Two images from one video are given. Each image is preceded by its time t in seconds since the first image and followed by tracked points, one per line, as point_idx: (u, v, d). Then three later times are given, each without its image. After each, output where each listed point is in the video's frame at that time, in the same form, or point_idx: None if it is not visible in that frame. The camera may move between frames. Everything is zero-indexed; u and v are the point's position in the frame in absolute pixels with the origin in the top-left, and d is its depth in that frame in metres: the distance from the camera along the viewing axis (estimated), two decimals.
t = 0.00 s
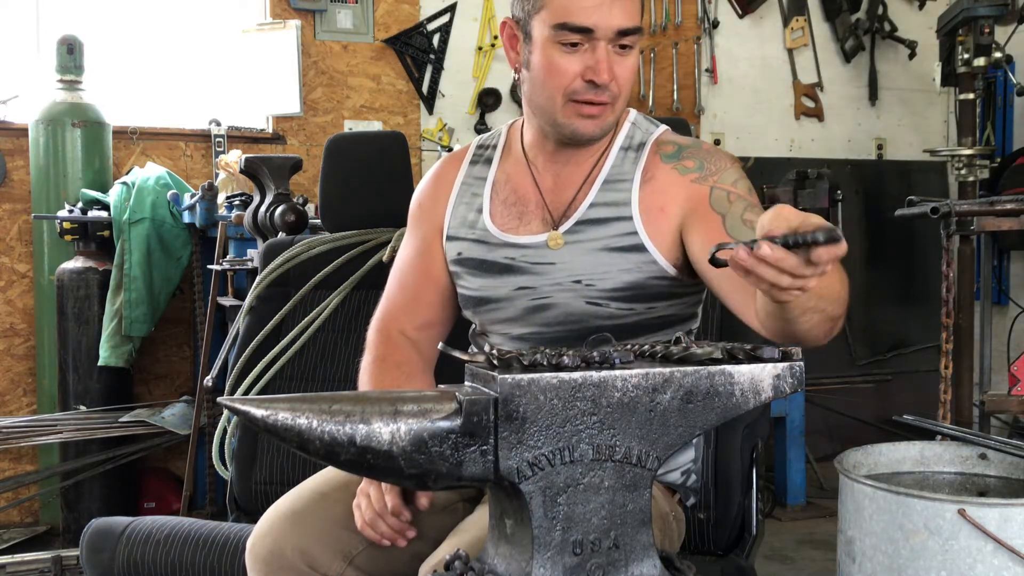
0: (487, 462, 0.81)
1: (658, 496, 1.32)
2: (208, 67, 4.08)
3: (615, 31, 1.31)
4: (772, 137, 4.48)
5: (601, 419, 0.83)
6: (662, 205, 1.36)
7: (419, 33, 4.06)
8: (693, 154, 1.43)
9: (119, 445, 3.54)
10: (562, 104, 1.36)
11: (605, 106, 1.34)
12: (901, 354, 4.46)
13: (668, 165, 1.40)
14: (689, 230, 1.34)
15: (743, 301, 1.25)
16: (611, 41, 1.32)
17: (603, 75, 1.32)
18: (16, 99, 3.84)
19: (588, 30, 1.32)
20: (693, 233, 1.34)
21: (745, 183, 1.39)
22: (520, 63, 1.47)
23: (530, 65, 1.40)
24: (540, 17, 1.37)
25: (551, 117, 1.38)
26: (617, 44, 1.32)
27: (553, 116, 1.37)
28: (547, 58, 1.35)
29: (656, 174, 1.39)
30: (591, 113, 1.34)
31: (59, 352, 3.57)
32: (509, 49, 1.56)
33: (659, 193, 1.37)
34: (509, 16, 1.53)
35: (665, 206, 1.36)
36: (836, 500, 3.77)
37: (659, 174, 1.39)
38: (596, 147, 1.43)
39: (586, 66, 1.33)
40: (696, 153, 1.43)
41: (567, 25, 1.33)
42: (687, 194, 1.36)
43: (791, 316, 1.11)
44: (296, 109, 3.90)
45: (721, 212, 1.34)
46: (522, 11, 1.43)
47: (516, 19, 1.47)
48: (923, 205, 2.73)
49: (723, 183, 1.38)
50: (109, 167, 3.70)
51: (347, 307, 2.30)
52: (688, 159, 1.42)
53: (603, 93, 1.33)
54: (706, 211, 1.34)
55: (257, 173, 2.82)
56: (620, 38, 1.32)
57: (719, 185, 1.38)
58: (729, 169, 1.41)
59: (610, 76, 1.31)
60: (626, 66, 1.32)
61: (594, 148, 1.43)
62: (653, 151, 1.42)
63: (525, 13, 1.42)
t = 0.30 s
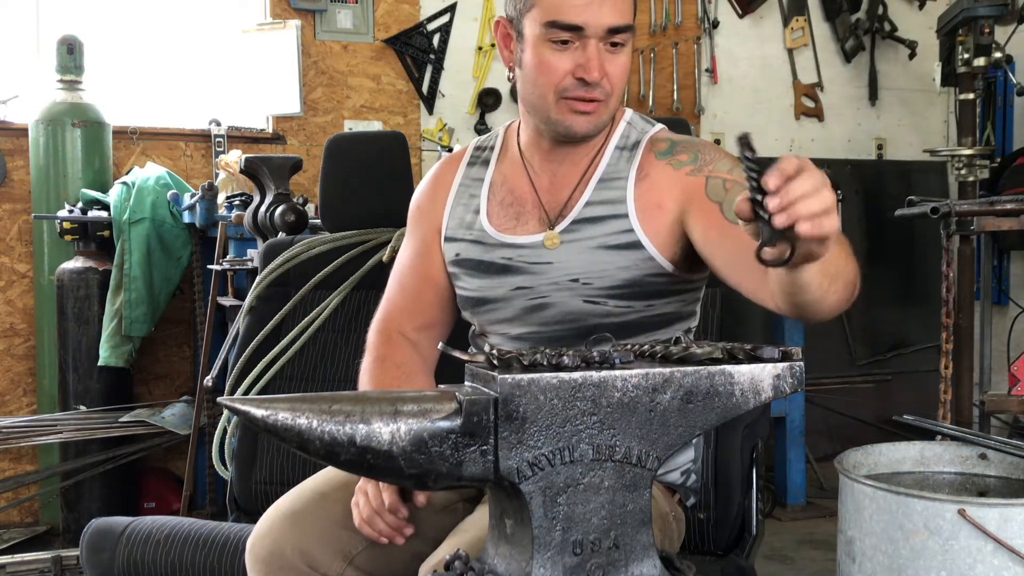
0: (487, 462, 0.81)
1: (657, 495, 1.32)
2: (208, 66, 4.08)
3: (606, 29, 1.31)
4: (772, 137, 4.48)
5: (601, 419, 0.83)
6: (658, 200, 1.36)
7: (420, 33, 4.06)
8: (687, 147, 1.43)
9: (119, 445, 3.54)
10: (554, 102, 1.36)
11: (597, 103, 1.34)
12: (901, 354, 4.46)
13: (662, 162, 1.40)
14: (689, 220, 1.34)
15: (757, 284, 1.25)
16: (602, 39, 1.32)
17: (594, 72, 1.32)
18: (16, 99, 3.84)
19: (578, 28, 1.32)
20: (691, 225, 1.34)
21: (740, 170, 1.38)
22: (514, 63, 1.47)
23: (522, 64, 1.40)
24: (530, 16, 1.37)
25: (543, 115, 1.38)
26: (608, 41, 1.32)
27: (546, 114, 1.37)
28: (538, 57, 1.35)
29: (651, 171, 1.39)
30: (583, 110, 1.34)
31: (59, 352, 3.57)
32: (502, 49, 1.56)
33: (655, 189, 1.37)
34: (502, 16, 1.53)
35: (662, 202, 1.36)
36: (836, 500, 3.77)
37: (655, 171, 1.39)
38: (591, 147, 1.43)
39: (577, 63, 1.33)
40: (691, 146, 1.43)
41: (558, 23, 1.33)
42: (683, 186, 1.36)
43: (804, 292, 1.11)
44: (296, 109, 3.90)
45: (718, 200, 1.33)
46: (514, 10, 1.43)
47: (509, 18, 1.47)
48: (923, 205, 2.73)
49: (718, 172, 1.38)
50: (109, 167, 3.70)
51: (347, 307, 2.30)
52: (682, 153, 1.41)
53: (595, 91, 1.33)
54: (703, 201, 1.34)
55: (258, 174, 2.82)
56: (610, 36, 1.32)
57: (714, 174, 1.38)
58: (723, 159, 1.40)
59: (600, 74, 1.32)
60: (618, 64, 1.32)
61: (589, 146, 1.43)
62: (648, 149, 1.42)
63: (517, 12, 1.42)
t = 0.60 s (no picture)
0: (487, 462, 0.81)
1: (657, 495, 1.32)
2: (208, 67, 4.08)
3: (601, 30, 1.31)
4: (772, 137, 4.48)
5: (601, 419, 0.83)
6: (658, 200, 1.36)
7: (420, 33, 4.06)
8: (686, 145, 1.42)
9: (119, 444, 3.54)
10: (550, 103, 1.36)
11: (593, 105, 1.34)
12: (901, 354, 4.46)
13: (661, 160, 1.40)
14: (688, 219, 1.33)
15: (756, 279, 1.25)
16: (597, 41, 1.32)
17: (589, 74, 1.32)
18: (16, 99, 3.84)
19: (573, 30, 1.32)
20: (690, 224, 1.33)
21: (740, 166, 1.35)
22: (511, 63, 1.47)
23: (518, 64, 1.40)
24: (526, 17, 1.37)
25: (540, 116, 1.38)
26: (603, 43, 1.32)
27: (542, 114, 1.37)
28: (534, 58, 1.35)
29: (650, 170, 1.39)
30: (579, 111, 1.34)
31: (59, 352, 3.57)
32: (500, 50, 1.56)
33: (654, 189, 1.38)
34: (500, 16, 1.53)
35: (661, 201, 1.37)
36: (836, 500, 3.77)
37: (653, 170, 1.39)
38: (588, 148, 1.43)
39: (572, 65, 1.33)
40: (689, 145, 1.43)
41: (553, 24, 1.33)
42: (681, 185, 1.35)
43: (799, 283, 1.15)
44: (296, 109, 3.90)
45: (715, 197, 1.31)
46: (511, 11, 1.44)
47: (507, 19, 1.47)
48: (923, 205, 2.73)
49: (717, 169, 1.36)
50: (109, 167, 3.71)
51: (347, 307, 2.30)
52: (681, 152, 1.41)
53: (590, 92, 1.33)
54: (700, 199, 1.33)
55: (258, 173, 2.82)
56: (605, 38, 1.32)
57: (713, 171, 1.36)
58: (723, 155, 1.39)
59: (595, 75, 1.32)
60: (613, 66, 1.32)
61: (588, 147, 1.42)
62: (646, 149, 1.42)
63: (514, 13, 1.42)
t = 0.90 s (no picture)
0: (487, 462, 0.81)
1: (657, 495, 1.32)
2: (208, 66, 4.08)
3: (588, 32, 1.30)
4: (772, 137, 4.48)
5: (601, 419, 0.83)
6: (654, 206, 1.37)
7: (420, 33, 4.06)
8: (682, 150, 1.42)
9: (119, 444, 3.54)
10: (539, 104, 1.37)
11: (583, 107, 1.35)
12: (901, 354, 4.46)
13: (658, 165, 1.40)
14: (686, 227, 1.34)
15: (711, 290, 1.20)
16: (585, 42, 1.31)
17: (576, 77, 1.32)
18: (16, 99, 3.84)
19: (560, 31, 1.31)
20: (688, 231, 1.34)
21: (735, 170, 1.38)
22: (507, 63, 1.46)
23: (511, 65, 1.39)
24: (516, 17, 1.36)
25: (530, 117, 1.39)
26: (592, 46, 1.31)
27: (532, 115, 1.38)
28: (524, 59, 1.34)
29: (647, 174, 1.39)
30: (569, 113, 1.36)
31: (59, 352, 3.57)
32: (499, 48, 1.56)
33: (651, 194, 1.37)
34: (498, 15, 1.52)
35: (659, 206, 1.37)
36: (835, 500, 3.77)
37: (651, 175, 1.39)
38: (587, 149, 1.43)
39: (559, 66, 1.32)
40: (686, 149, 1.43)
41: (541, 25, 1.31)
42: (678, 190, 1.36)
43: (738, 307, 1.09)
44: (296, 109, 3.90)
45: (714, 204, 1.33)
46: (506, 9, 1.42)
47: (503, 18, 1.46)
48: (923, 205, 2.73)
49: (714, 173, 1.37)
50: (109, 167, 3.71)
51: (347, 308, 2.30)
52: (678, 157, 1.41)
53: (578, 95, 1.34)
54: (697, 206, 1.34)
55: (258, 174, 2.82)
56: (594, 40, 1.31)
57: (710, 176, 1.37)
58: (717, 160, 1.40)
59: (583, 78, 1.32)
60: (602, 68, 1.32)
61: (587, 147, 1.43)
62: (644, 152, 1.42)
63: (508, 13, 1.40)
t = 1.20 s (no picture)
0: (488, 462, 0.81)
1: (657, 495, 1.33)
2: (208, 66, 4.09)
3: (583, 35, 1.30)
4: (772, 138, 4.48)
5: (601, 419, 0.83)
6: (650, 205, 1.37)
7: (420, 33, 4.06)
8: (677, 150, 1.43)
9: (119, 444, 3.54)
10: (535, 106, 1.36)
11: (579, 108, 1.35)
12: (901, 354, 4.46)
13: (653, 165, 1.40)
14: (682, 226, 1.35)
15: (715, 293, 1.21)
16: (580, 45, 1.31)
17: (572, 79, 1.32)
18: (16, 99, 3.84)
19: (556, 34, 1.31)
20: (684, 230, 1.35)
21: (730, 170, 1.39)
22: (502, 65, 1.46)
23: (506, 67, 1.39)
24: (511, 19, 1.36)
25: (526, 119, 1.38)
26: (587, 48, 1.31)
27: (528, 117, 1.38)
28: (519, 61, 1.34)
29: (643, 175, 1.39)
30: (564, 115, 1.35)
31: (59, 352, 3.57)
32: (494, 50, 1.56)
33: (647, 193, 1.37)
34: (492, 16, 1.52)
35: (655, 206, 1.37)
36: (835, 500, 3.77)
37: (646, 175, 1.39)
38: (582, 150, 1.42)
39: (555, 69, 1.32)
40: (681, 150, 1.43)
41: (536, 28, 1.31)
42: (674, 190, 1.36)
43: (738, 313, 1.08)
44: (296, 109, 3.91)
45: (709, 205, 1.33)
46: (501, 10, 1.41)
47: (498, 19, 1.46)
48: (922, 205, 2.73)
49: (709, 173, 1.38)
50: (108, 167, 3.71)
51: (347, 308, 2.30)
52: (672, 157, 1.41)
53: (574, 97, 1.33)
54: (693, 206, 1.35)
55: (257, 174, 2.82)
56: (589, 43, 1.31)
57: (705, 177, 1.37)
58: (712, 160, 1.41)
59: (578, 80, 1.32)
60: (598, 70, 1.31)
61: (582, 147, 1.42)
62: (640, 152, 1.42)
63: (504, 14, 1.40)
